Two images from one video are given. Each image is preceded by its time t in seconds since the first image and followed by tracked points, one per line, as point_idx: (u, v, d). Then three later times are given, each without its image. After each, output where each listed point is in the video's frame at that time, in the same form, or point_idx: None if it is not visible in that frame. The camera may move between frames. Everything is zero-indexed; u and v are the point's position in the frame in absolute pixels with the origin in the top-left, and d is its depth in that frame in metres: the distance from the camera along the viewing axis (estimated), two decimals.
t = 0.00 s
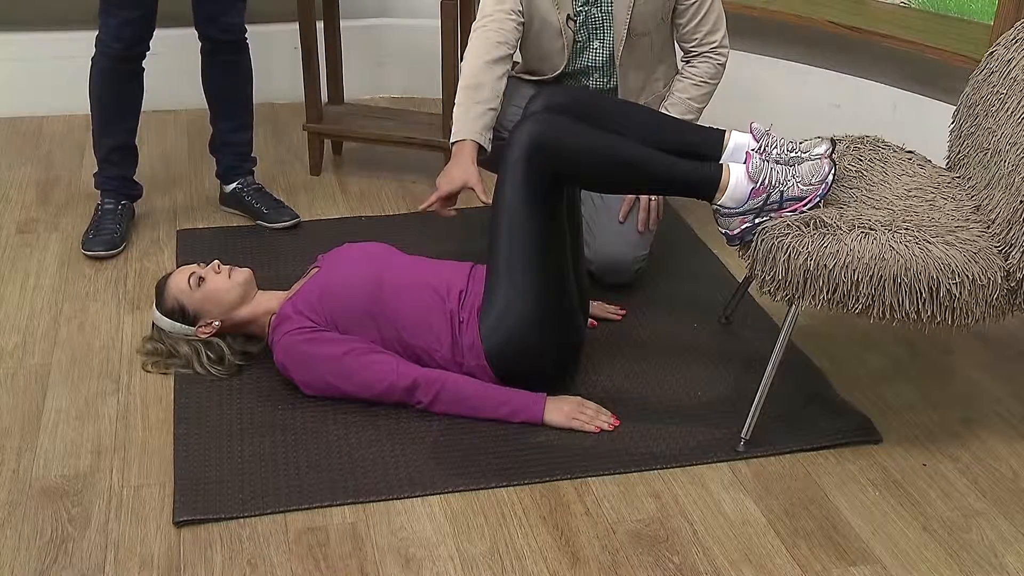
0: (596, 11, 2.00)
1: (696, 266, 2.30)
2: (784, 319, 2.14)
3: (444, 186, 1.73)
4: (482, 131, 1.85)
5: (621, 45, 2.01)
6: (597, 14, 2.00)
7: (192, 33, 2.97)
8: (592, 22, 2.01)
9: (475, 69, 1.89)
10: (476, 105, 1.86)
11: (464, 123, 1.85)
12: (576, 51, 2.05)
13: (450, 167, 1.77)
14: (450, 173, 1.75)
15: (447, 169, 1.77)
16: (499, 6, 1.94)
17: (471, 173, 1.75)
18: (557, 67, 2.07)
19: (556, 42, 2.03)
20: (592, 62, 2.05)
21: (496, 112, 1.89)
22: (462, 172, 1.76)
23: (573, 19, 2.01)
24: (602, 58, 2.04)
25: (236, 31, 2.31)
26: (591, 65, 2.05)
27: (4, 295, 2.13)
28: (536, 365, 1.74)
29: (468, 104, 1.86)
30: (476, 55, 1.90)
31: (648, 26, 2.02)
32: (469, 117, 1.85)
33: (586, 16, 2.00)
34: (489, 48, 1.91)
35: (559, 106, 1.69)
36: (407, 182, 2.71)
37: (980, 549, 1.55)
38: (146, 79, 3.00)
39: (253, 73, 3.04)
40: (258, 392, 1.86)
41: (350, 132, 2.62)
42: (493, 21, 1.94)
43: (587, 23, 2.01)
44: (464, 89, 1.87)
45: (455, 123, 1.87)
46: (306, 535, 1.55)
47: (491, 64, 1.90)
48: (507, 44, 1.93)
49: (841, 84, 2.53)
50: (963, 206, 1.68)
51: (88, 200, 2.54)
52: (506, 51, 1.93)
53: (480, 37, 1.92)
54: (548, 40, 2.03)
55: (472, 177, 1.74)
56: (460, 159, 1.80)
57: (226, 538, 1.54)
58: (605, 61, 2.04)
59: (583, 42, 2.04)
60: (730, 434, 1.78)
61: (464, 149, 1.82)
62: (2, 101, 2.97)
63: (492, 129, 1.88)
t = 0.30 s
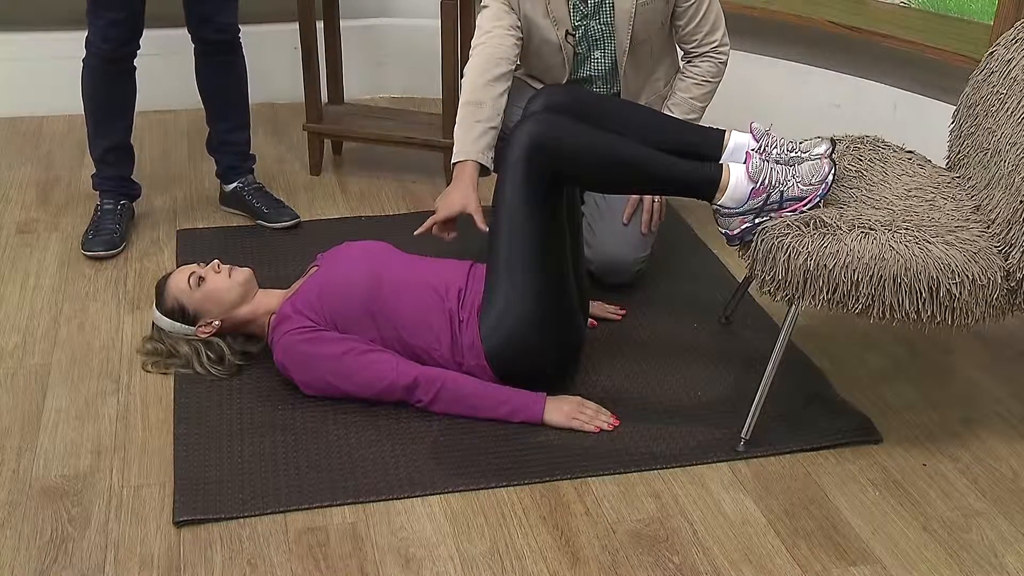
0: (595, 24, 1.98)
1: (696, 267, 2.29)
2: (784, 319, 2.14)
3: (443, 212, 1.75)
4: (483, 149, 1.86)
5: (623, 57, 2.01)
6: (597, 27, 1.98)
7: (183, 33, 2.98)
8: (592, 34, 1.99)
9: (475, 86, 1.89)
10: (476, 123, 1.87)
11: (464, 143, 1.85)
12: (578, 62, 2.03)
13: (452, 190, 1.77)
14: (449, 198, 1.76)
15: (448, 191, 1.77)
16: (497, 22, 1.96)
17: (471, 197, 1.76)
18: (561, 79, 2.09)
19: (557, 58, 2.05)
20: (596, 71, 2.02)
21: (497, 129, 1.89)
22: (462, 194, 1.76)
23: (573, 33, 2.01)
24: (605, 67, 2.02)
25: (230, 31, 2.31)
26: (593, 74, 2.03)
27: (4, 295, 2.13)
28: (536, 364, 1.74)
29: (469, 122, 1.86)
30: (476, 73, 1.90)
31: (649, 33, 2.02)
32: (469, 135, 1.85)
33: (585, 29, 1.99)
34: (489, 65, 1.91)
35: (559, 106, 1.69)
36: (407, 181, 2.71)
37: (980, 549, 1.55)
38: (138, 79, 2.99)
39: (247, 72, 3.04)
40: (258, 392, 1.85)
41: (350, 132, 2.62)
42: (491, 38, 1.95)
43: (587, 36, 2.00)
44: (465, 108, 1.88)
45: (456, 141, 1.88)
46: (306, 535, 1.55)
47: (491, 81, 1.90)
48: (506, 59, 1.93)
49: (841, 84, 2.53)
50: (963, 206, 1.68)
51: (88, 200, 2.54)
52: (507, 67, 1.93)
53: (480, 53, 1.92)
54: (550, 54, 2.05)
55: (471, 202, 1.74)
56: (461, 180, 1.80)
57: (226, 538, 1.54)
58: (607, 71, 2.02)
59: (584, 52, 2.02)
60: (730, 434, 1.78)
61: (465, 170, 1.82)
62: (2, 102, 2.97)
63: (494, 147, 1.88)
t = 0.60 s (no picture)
0: (597, 32, 1.97)
1: (696, 267, 2.29)
2: (784, 320, 2.14)
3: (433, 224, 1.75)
4: (477, 159, 1.86)
5: (626, 64, 2.00)
6: (599, 35, 1.97)
7: (180, 33, 2.97)
8: (595, 42, 1.98)
9: (470, 96, 1.90)
10: (471, 134, 1.87)
11: (458, 152, 1.86)
12: (580, 68, 2.04)
13: (440, 204, 1.78)
14: (439, 211, 1.77)
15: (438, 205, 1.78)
16: (494, 32, 1.96)
17: (461, 210, 1.77)
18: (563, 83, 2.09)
19: (557, 65, 2.05)
20: (598, 76, 2.03)
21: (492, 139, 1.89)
22: (451, 208, 1.77)
23: (573, 42, 1.99)
24: (608, 72, 2.02)
25: (227, 32, 2.31)
26: (596, 80, 2.04)
27: (4, 295, 2.13)
28: (536, 364, 1.74)
29: (463, 133, 1.87)
30: (472, 83, 1.91)
31: (652, 39, 2.01)
32: (464, 145, 1.86)
33: (587, 37, 1.98)
34: (484, 75, 1.92)
35: (559, 106, 1.69)
36: (406, 181, 2.71)
37: (980, 549, 1.55)
38: (137, 79, 3.00)
39: (246, 73, 3.04)
40: (257, 392, 1.85)
41: (351, 132, 2.62)
42: (488, 47, 1.95)
43: (588, 43, 1.99)
44: (460, 118, 1.88)
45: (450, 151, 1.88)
46: (306, 535, 1.55)
47: (486, 91, 1.91)
48: (502, 68, 1.94)
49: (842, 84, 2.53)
50: (963, 206, 1.68)
51: (88, 200, 2.54)
52: (506, 77, 1.94)
53: (477, 63, 1.93)
54: (550, 62, 2.05)
55: (461, 215, 1.76)
56: (454, 192, 1.81)
57: (226, 538, 1.54)
58: (610, 76, 2.03)
59: (585, 58, 2.02)
60: (730, 434, 1.78)
61: (458, 182, 1.83)
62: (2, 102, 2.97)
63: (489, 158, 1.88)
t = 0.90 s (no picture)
0: (597, 36, 1.96)
1: (696, 266, 2.29)
2: (784, 320, 2.14)
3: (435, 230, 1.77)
4: (478, 165, 1.86)
5: (626, 67, 2.00)
6: (599, 40, 1.96)
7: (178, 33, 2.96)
8: (595, 46, 1.98)
9: (470, 101, 1.89)
10: (471, 140, 1.87)
11: (458, 158, 1.86)
12: (580, 71, 2.03)
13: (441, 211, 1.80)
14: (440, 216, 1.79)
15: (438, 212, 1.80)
16: (494, 36, 1.96)
17: (463, 216, 1.78)
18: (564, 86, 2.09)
19: (557, 68, 2.05)
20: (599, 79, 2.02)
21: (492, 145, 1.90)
22: (453, 213, 1.78)
23: (573, 44, 1.99)
24: (609, 75, 2.02)
25: (225, 31, 2.31)
26: (596, 83, 2.03)
27: (4, 295, 2.13)
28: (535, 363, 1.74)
29: (463, 139, 1.87)
30: (472, 88, 1.91)
31: (652, 42, 2.01)
32: (464, 151, 1.86)
33: (587, 41, 1.97)
34: (484, 79, 1.92)
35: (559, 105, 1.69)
36: (406, 181, 2.71)
37: (980, 549, 1.55)
38: (137, 78, 2.99)
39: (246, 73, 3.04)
40: (257, 392, 1.85)
41: (350, 132, 2.62)
42: (488, 51, 1.95)
43: (588, 46, 1.98)
44: (460, 124, 1.88)
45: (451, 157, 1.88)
46: (306, 535, 1.55)
47: (487, 97, 1.90)
48: (502, 72, 1.93)
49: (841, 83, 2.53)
50: (962, 206, 1.68)
51: (88, 200, 2.54)
52: (506, 81, 1.93)
53: (477, 68, 1.93)
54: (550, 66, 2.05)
55: (463, 221, 1.77)
56: (455, 199, 1.82)
57: (226, 538, 1.54)
58: (611, 79, 2.02)
59: (585, 61, 2.01)
60: (729, 434, 1.78)
61: (458, 188, 1.83)
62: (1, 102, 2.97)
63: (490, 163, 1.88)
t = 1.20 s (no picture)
0: (597, 35, 1.96)
1: (697, 266, 2.30)
2: (784, 320, 2.14)
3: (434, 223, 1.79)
4: (478, 160, 1.87)
5: (625, 66, 2.00)
6: (598, 38, 1.96)
7: (179, 33, 2.97)
8: (593, 44, 1.97)
9: (471, 97, 1.90)
10: (471, 135, 1.88)
11: (458, 154, 1.87)
12: (580, 70, 2.03)
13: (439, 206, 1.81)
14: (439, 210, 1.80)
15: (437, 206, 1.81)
16: (493, 32, 1.96)
17: (463, 209, 1.80)
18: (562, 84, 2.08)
19: (556, 66, 2.04)
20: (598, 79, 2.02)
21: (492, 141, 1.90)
22: (453, 207, 1.80)
23: (572, 42, 1.99)
24: (608, 74, 2.02)
25: (225, 31, 2.31)
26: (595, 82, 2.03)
27: (4, 295, 2.13)
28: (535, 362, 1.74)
29: (463, 134, 1.88)
30: (472, 84, 1.91)
31: (652, 41, 2.01)
32: (464, 147, 1.87)
33: (586, 39, 1.97)
34: (484, 75, 1.92)
35: (560, 104, 1.68)
36: (406, 181, 2.71)
37: (980, 548, 1.55)
38: (137, 78, 2.99)
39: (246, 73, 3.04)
40: (257, 393, 1.85)
41: (351, 132, 2.62)
42: (488, 47, 1.95)
43: (587, 45, 1.98)
44: (459, 120, 1.89)
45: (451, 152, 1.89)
46: (306, 535, 1.55)
47: (486, 92, 1.91)
48: (503, 68, 1.94)
49: (841, 83, 2.53)
50: (962, 205, 1.68)
51: (88, 200, 2.54)
52: (506, 76, 1.94)
53: (477, 63, 1.93)
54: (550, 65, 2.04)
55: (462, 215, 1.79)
56: (454, 194, 1.83)
57: (226, 538, 1.54)
58: (610, 78, 2.02)
59: (584, 60, 2.01)
60: (729, 434, 1.78)
61: (459, 182, 1.85)
62: (2, 102, 2.97)
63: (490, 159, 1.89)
